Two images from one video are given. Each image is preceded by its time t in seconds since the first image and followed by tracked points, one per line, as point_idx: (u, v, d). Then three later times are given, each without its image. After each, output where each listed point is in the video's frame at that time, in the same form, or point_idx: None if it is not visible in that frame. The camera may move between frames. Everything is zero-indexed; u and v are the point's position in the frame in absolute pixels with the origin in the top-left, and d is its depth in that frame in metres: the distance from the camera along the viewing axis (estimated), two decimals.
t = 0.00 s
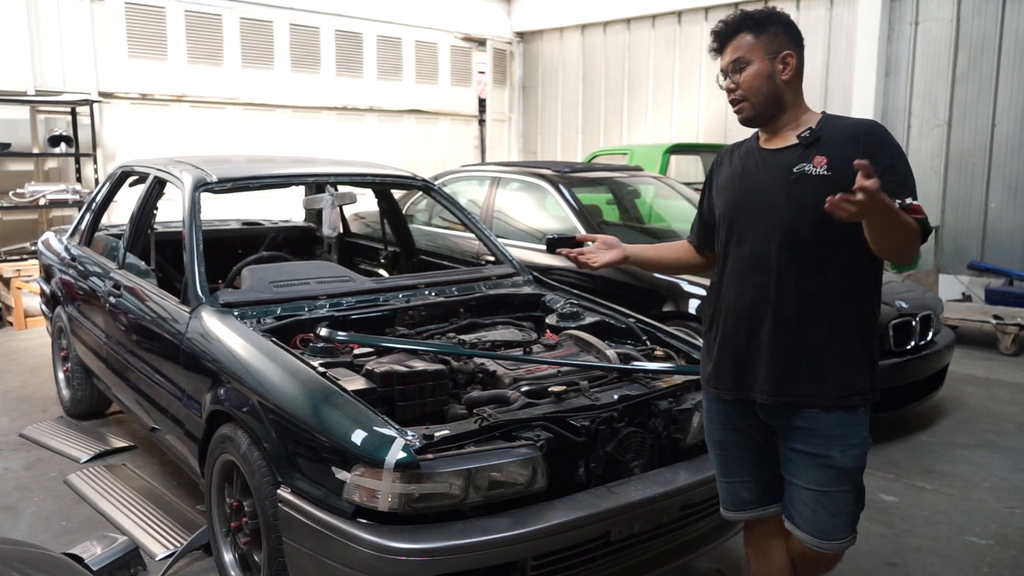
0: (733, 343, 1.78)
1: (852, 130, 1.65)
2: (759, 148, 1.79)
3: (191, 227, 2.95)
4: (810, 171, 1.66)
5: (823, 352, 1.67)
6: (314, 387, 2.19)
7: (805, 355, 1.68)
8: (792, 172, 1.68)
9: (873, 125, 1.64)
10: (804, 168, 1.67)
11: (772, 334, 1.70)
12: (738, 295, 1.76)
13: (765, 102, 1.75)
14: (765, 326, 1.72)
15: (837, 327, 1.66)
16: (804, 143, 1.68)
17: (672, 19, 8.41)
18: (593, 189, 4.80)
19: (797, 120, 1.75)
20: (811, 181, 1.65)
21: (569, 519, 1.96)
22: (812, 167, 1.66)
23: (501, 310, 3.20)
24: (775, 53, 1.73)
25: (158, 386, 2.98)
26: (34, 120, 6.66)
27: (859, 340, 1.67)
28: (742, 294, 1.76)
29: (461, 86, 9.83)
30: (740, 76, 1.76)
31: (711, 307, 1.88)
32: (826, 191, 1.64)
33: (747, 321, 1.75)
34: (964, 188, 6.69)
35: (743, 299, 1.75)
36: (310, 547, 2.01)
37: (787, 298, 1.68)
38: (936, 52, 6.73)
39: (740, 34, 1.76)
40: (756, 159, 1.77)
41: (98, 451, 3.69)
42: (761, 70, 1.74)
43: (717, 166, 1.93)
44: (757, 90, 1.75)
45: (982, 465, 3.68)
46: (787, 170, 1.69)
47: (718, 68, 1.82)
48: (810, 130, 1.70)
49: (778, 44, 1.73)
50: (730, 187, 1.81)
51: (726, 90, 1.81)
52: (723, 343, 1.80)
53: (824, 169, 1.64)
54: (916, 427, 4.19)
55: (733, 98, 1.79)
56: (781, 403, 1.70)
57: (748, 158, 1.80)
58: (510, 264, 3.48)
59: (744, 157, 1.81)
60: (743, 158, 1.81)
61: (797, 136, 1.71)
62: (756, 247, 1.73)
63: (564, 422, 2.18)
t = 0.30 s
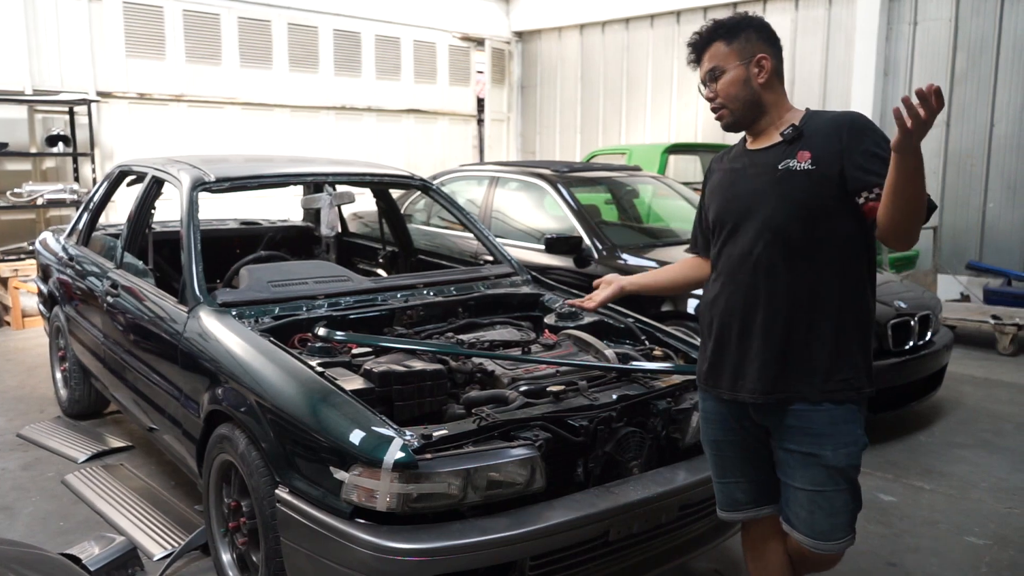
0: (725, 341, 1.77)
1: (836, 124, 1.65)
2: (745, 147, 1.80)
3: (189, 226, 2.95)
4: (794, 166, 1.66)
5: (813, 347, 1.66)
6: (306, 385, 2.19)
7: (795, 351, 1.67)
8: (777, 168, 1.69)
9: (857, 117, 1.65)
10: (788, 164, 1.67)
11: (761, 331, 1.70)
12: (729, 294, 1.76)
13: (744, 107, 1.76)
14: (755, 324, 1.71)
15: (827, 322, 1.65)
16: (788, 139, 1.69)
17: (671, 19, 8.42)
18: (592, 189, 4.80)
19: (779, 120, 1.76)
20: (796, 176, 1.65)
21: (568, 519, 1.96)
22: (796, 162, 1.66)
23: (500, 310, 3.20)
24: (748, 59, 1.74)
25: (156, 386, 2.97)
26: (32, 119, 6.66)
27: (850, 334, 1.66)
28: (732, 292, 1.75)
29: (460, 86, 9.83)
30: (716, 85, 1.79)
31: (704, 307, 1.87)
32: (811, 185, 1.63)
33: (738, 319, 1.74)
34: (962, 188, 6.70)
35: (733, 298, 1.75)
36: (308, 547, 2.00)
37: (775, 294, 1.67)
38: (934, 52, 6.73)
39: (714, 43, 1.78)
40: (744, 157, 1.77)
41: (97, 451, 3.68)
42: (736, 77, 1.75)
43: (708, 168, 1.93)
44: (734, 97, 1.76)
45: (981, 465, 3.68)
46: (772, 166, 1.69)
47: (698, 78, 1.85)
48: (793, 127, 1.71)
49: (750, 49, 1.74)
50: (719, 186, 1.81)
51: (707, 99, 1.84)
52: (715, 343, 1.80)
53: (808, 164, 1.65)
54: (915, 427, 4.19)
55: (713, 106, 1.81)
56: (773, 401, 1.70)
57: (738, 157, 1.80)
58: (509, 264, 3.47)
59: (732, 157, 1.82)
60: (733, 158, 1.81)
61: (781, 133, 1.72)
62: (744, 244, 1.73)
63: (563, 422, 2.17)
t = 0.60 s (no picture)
0: (719, 341, 1.78)
1: (825, 122, 1.65)
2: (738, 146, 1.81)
3: (188, 226, 2.94)
4: (783, 164, 1.66)
5: (804, 347, 1.66)
6: (300, 384, 2.19)
7: (786, 350, 1.67)
8: (767, 167, 1.69)
9: (848, 115, 1.64)
10: (778, 162, 1.67)
11: (752, 331, 1.70)
12: (722, 294, 1.77)
13: (738, 104, 1.76)
14: (747, 323, 1.72)
15: (818, 321, 1.64)
16: (779, 137, 1.69)
17: (670, 18, 8.41)
18: (591, 188, 4.79)
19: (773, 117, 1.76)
20: (785, 175, 1.65)
21: (568, 519, 1.95)
22: (785, 161, 1.66)
23: (499, 309, 3.20)
24: (742, 57, 1.74)
25: (155, 386, 2.97)
26: (31, 118, 6.66)
27: (843, 333, 1.65)
28: (725, 292, 1.76)
29: (459, 85, 9.82)
30: (711, 83, 1.79)
31: (701, 307, 1.88)
32: (801, 185, 1.63)
33: (730, 319, 1.75)
34: (962, 187, 6.69)
35: (726, 297, 1.76)
36: (308, 547, 2.00)
37: (766, 294, 1.68)
38: (933, 52, 6.73)
39: (709, 42, 1.79)
40: (737, 158, 1.77)
41: (96, 451, 3.68)
42: (731, 75, 1.75)
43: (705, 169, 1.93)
44: (727, 95, 1.76)
45: (981, 464, 3.68)
46: (762, 165, 1.69)
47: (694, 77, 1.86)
48: (783, 124, 1.70)
49: (744, 47, 1.74)
50: (714, 186, 1.81)
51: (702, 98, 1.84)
52: (710, 342, 1.80)
53: (797, 162, 1.64)
54: (915, 427, 4.19)
55: (708, 105, 1.81)
56: (765, 400, 1.70)
57: (731, 157, 1.80)
58: (508, 264, 3.47)
59: (726, 158, 1.82)
60: (727, 158, 1.82)
61: (773, 131, 1.72)
62: (737, 244, 1.73)
63: (563, 422, 2.17)
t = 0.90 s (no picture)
0: (716, 343, 1.78)
1: (824, 125, 1.64)
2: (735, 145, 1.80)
3: (188, 226, 2.94)
4: (782, 169, 1.65)
5: (801, 350, 1.66)
6: (296, 385, 2.18)
7: (783, 354, 1.67)
8: (765, 171, 1.68)
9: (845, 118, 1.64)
10: (776, 167, 1.66)
11: (750, 335, 1.70)
12: (719, 297, 1.76)
13: (740, 95, 1.75)
14: (745, 327, 1.71)
15: (817, 325, 1.64)
16: (777, 140, 1.68)
17: (670, 18, 8.41)
18: (590, 188, 4.79)
19: (770, 116, 1.76)
20: (783, 179, 1.64)
21: (568, 519, 1.95)
22: (784, 165, 1.65)
23: (499, 310, 3.19)
24: (756, 49, 1.74)
25: (154, 386, 2.97)
26: (30, 118, 6.65)
27: (840, 336, 1.65)
28: (722, 295, 1.76)
29: (459, 85, 9.82)
30: (720, 66, 1.76)
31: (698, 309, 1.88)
32: (799, 189, 1.62)
33: (728, 322, 1.75)
34: (961, 187, 6.69)
35: (723, 300, 1.75)
36: (307, 547, 2.00)
37: (763, 297, 1.67)
38: (933, 52, 6.73)
39: (724, 27, 1.78)
40: (734, 159, 1.77)
41: (95, 451, 3.67)
42: (741, 64, 1.74)
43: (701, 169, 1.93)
44: (736, 81, 1.75)
45: (981, 464, 3.68)
46: (760, 169, 1.69)
47: (699, 58, 1.83)
48: (782, 126, 1.69)
49: (759, 41, 1.74)
50: (712, 188, 1.81)
51: (704, 80, 1.81)
52: (707, 345, 1.80)
53: (796, 166, 1.63)
54: (915, 427, 4.19)
55: (711, 87, 1.79)
56: (762, 404, 1.70)
57: (728, 159, 1.80)
58: (508, 263, 3.47)
59: (723, 159, 1.81)
60: (723, 158, 1.81)
61: (770, 134, 1.71)
62: (734, 247, 1.73)
63: (563, 422, 2.17)
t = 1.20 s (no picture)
0: (717, 344, 1.78)
1: (835, 129, 1.64)
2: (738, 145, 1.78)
3: (187, 227, 2.94)
4: (793, 171, 1.65)
5: (803, 354, 1.66)
6: (298, 385, 2.19)
7: (785, 357, 1.67)
8: (774, 172, 1.67)
9: (855, 121, 1.64)
10: (786, 169, 1.66)
11: (752, 336, 1.70)
12: (720, 298, 1.77)
13: (772, 89, 1.71)
14: (747, 328, 1.71)
15: (819, 329, 1.64)
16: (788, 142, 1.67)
17: (670, 19, 8.41)
18: (590, 189, 4.79)
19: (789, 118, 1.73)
20: (792, 181, 1.64)
21: (566, 520, 1.95)
22: (794, 167, 1.65)
23: (498, 310, 3.19)
24: (785, 48, 1.73)
25: (153, 386, 2.97)
26: (29, 119, 6.65)
27: (842, 340, 1.65)
28: (723, 296, 1.76)
29: (458, 85, 9.82)
30: (757, 54, 1.71)
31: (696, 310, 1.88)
32: (807, 192, 1.63)
33: (729, 323, 1.75)
34: (960, 187, 6.70)
35: (725, 301, 1.75)
36: (306, 548, 2.00)
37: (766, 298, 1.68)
38: (931, 52, 6.74)
39: (755, 17, 1.73)
40: (739, 158, 1.76)
41: (94, 451, 3.67)
42: (775, 57, 1.71)
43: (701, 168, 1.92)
44: (773, 73, 1.71)
45: (980, 465, 3.68)
46: (769, 170, 1.68)
47: (723, 46, 1.75)
48: (791, 129, 1.69)
49: (787, 42, 1.74)
50: (714, 189, 1.81)
51: (730, 68, 1.74)
52: (708, 345, 1.80)
53: (807, 169, 1.63)
54: (913, 427, 4.19)
55: (742, 75, 1.72)
56: (763, 406, 1.70)
57: (731, 158, 1.79)
58: (507, 264, 3.47)
59: (726, 158, 1.80)
60: (726, 156, 1.80)
61: (781, 135, 1.70)
62: (737, 247, 1.73)
63: (561, 423, 2.17)
